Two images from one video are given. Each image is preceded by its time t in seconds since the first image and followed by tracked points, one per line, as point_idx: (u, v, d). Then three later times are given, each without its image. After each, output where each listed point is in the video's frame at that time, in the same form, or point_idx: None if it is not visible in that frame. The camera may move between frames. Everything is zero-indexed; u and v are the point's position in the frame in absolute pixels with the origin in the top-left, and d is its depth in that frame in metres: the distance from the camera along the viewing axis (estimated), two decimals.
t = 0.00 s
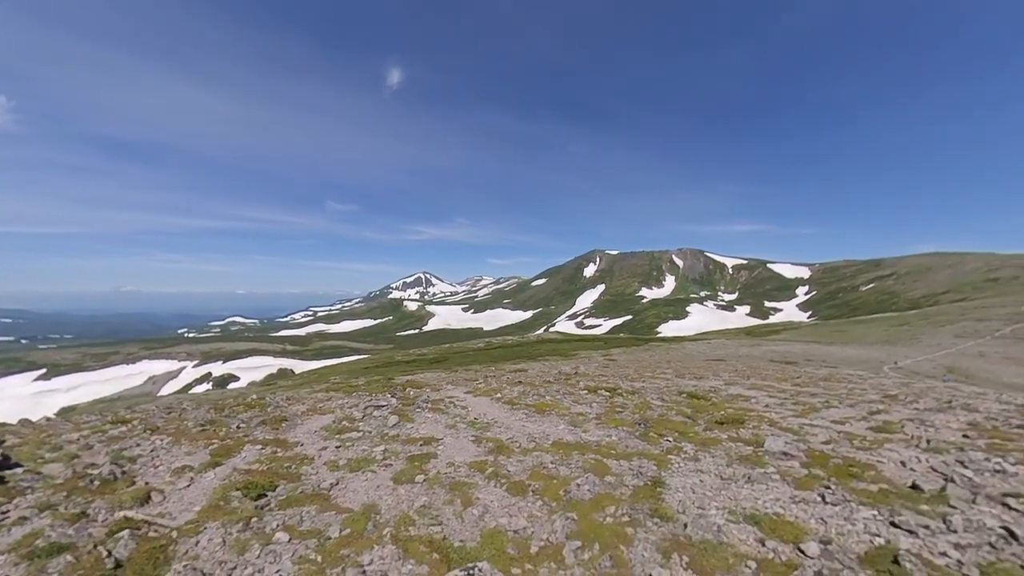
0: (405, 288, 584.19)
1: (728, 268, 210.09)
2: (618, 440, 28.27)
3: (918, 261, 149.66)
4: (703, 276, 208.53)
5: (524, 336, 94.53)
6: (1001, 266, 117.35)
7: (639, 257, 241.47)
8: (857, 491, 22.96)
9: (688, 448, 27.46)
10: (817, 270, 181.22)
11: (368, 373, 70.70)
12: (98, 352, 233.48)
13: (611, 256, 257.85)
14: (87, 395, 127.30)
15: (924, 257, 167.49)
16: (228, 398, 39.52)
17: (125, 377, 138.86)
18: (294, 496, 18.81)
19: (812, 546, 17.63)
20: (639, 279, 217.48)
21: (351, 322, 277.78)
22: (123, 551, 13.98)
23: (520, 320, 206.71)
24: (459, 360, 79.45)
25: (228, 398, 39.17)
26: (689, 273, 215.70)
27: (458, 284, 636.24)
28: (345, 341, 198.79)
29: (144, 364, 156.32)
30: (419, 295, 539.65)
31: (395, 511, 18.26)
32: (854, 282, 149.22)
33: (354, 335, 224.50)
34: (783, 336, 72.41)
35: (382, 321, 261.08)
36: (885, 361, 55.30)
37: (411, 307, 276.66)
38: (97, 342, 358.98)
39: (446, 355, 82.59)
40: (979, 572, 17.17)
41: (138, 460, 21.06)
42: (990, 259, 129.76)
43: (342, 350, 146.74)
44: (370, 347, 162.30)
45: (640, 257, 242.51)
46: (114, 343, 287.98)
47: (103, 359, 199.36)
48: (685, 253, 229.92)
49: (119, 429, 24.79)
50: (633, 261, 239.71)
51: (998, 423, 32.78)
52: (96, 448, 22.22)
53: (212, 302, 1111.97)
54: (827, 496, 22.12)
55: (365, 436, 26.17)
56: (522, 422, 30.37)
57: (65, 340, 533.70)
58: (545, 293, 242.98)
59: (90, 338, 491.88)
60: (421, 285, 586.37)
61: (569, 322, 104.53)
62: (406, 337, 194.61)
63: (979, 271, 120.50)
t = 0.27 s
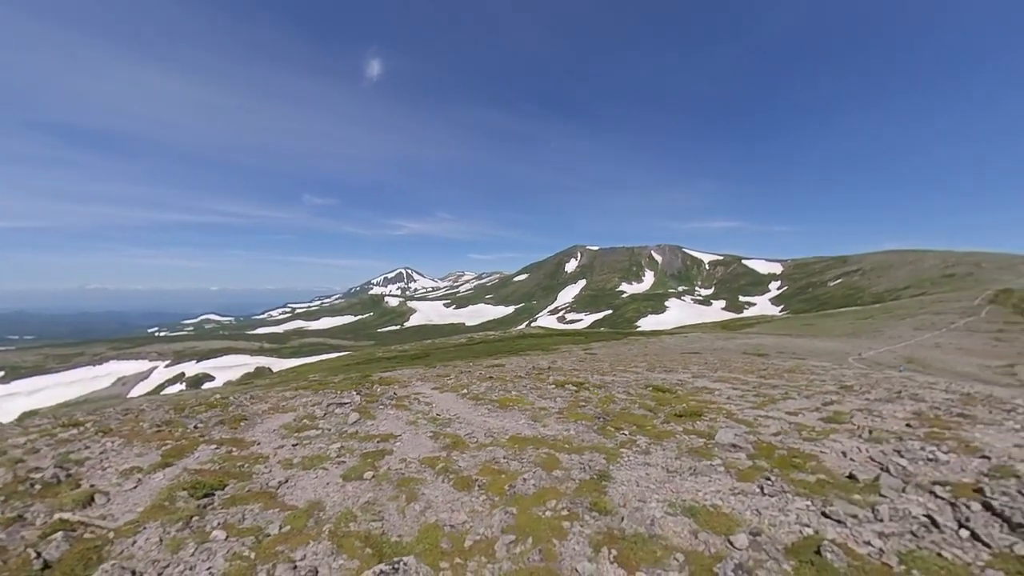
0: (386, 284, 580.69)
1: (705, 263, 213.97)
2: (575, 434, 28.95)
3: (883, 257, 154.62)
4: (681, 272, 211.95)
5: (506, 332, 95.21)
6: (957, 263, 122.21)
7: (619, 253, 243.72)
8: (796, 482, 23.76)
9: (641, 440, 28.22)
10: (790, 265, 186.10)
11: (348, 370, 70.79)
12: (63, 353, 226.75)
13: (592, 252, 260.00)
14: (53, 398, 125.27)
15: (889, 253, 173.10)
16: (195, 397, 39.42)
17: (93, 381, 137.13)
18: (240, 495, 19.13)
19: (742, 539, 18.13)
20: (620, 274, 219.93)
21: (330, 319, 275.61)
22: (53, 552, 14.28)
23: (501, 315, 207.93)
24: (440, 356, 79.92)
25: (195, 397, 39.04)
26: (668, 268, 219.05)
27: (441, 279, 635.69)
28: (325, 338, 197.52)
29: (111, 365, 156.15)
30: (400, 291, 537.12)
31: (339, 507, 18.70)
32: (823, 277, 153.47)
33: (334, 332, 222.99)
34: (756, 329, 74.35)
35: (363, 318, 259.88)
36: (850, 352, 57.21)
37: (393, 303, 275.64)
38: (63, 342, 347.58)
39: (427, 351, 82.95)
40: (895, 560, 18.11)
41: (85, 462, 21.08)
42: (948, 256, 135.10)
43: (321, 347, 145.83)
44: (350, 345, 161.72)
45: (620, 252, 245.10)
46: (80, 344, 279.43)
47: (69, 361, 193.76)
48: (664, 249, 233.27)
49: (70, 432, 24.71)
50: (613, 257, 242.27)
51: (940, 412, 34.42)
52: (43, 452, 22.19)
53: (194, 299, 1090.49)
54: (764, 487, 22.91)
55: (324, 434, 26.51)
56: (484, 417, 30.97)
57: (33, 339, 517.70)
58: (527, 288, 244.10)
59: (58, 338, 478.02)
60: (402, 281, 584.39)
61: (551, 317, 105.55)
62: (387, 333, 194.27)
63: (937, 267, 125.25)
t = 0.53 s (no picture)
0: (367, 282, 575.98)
1: (681, 261, 217.80)
2: (530, 429, 29.72)
3: (848, 254, 159.70)
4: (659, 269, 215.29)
5: (486, 329, 95.85)
6: (915, 261, 127.20)
7: (599, 250, 246.11)
8: (733, 473, 24.77)
9: (592, 434, 29.16)
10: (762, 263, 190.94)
11: (326, 370, 70.73)
12: (22, 358, 218.35)
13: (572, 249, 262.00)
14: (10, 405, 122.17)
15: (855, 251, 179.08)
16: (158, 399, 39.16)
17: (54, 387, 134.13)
18: (181, 495, 19.39)
19: (669, 529, 18.84)
20: (599, 271, 222.12)
21: (308, 318, 272.50)
22: None
23: (481, 312, 208.62)
24: (419, 353, 80.26)
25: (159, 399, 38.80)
26: (645, 266, 222.27)
27: (421, 277, 633.98)
28: (303, 338, 195.51)
29: (78, 371, 155.22)
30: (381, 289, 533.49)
31: (280, 505, 19.12)
32: (792, 274, 157.70)
33: (312, 331, 220.60)
34: (729, 324, 76.11)
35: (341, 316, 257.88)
36: (815, 345, 59.13)
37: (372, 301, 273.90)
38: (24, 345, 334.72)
39: (407, 349, 83.14)
40: (814, 549, 18.85)
41: (27, 467, 21.14)
42: (906, 254, 140.55)
43: (298, 348, 144.47)
44: (328, 344, 160.53)
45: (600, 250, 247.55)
46: (41, 347, 269.52)
47: (30, 365, 187.05)
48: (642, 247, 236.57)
49: (15, 437, 24.57)
50: (593, 255, 244.61)
51: (885, 402, 36.01)
52: None
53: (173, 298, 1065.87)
54: (702, 479, 23.82)
55: (279, 433, 26.85)
56: (442, 414, 31.57)
57: None
58: (507, 286, 244.87)
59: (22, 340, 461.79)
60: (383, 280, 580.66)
61: (531, 314, 106.49)
62: (366, 332, 193.42)
63: (897, 265, 129.99)
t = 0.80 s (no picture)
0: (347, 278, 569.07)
1: (660, 258, 220.24)
2: (490, 423, 30.07)
3: (818, 252, 163.85)
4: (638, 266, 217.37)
5: (468, 325, 95.96)
6: (879, 258, 131.42)
7: (580, 247, 247.30)
8: (682, 464, 25.42)
9: (551, 427, 29.69)
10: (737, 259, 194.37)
11: (303, 369, 70.21)
12: None
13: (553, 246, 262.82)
14: None
15: (824, 250, 184.27)
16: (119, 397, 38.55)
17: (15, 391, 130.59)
18: (122, 493, 19.30)
19: (608, 522, 19.17)
20: (580, 268, 223.33)
21: (286, 316, 268.69)
22: None
23: (461, 309, 208.51)
24: (400, 350, 80.17)
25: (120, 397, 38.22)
26: (625, 262, 224.26)
27: (404, 272, 630.73)
28: (280, 335, 192.91)
29: (43, 373, 151.40)
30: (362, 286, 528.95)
31: (222, 501, 19.13)
32: (765, 271, 160.74)
33: (290, 329, 217.71)
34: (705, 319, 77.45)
35: (320, 313, 255.15)
36: (784, 339, 60.67)
37: (352, 298, 271.47)
38: None
39: (388, 346, 82.96)
40: (748, 540, 19.19)
41: None
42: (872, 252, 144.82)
43: (274, 347, 142.66)
44: (307, 342, 158.89)
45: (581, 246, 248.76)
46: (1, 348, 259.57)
47: None
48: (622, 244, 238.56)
49: None
50: (574, 251, 245.81)
51: (840, 393, 37.15)
52: None
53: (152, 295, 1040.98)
54: (650, 470, 24.40)
55: (234, 431, 26.74)
56: (404, 409, 31.71)
57: None
58: (489, 282, 244.75)
59: None
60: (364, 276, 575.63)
61: (513, 310, 106.89)
62: (346, 329, 191.91)
63: (862, 262, 134.10)
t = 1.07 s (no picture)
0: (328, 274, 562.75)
1: (640, 253, 222.23)
2: (448, 416, 30.20)
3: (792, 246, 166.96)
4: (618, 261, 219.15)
5: (451, 320, 95.94)
6: (847, 253, 134.54)
7: (562, 242, 248.00)
8: (632, 454, 25.80)
9: (508, 419, 29.94)
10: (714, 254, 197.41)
11: (281, 367, 69.78)
12: None
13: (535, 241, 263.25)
14: None
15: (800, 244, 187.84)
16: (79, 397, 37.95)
17: None
18: (55, 493, 19.02)
19: (545, 513, 19.36)
20: (561, 263, 223.96)
21: (264, 313, 264.98)
22: None
23: (442, 304, 208.12)
24: (380, 346, 79.96)
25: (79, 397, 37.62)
26: (606, 257, 225.73)
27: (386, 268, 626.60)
28: (258, 333, 190.41)
29: (7, 377, 147.00)
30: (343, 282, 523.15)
31: (157, 499, 18.96)
32: (740, 265, 163.54)
33: (268, 326, 214.73)
34: (683, 312, 78.39)
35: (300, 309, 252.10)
36: (757, 331, 61.80)
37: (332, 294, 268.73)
38: None
39: (368, 342, 82.69)
40: (684, 531, 19.46)
41: None
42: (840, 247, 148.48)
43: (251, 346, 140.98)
44: (286, 339, 157.27)
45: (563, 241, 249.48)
46: None
47: None
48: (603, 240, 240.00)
49: None
50: (556, 246, 246.50)
51: (799, 382, 37.90)
52: None
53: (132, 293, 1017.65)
54: (599, 460, 24.77)
55: (184, 428, 26.48)
56: (363, 404, 31.69)
57: None
58: (471, 277, 244.18)
59: None
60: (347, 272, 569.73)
61: (496, 304, 107.08)
62: (328, 325, 190.48)
63: (833, 257, 137.17)
